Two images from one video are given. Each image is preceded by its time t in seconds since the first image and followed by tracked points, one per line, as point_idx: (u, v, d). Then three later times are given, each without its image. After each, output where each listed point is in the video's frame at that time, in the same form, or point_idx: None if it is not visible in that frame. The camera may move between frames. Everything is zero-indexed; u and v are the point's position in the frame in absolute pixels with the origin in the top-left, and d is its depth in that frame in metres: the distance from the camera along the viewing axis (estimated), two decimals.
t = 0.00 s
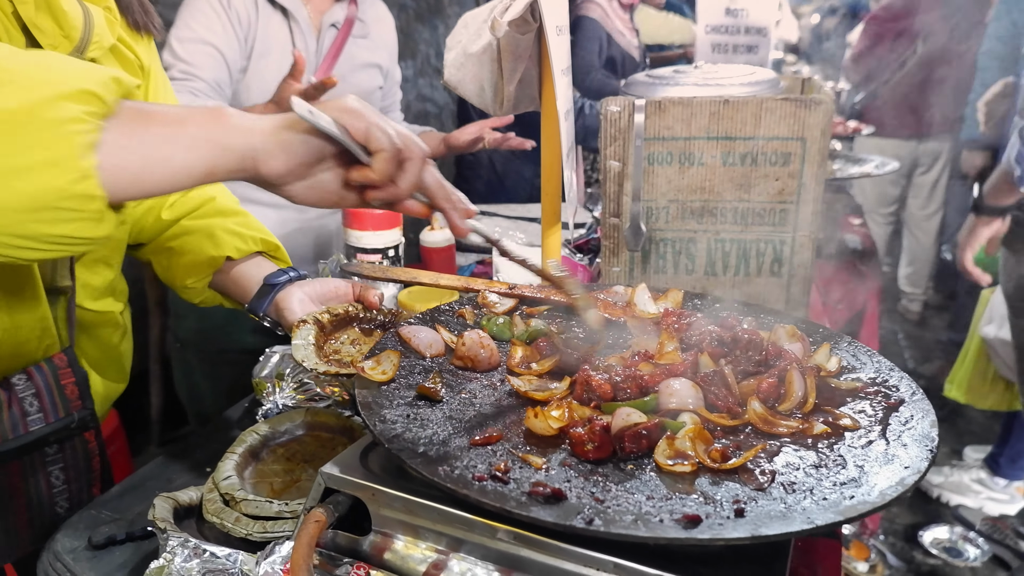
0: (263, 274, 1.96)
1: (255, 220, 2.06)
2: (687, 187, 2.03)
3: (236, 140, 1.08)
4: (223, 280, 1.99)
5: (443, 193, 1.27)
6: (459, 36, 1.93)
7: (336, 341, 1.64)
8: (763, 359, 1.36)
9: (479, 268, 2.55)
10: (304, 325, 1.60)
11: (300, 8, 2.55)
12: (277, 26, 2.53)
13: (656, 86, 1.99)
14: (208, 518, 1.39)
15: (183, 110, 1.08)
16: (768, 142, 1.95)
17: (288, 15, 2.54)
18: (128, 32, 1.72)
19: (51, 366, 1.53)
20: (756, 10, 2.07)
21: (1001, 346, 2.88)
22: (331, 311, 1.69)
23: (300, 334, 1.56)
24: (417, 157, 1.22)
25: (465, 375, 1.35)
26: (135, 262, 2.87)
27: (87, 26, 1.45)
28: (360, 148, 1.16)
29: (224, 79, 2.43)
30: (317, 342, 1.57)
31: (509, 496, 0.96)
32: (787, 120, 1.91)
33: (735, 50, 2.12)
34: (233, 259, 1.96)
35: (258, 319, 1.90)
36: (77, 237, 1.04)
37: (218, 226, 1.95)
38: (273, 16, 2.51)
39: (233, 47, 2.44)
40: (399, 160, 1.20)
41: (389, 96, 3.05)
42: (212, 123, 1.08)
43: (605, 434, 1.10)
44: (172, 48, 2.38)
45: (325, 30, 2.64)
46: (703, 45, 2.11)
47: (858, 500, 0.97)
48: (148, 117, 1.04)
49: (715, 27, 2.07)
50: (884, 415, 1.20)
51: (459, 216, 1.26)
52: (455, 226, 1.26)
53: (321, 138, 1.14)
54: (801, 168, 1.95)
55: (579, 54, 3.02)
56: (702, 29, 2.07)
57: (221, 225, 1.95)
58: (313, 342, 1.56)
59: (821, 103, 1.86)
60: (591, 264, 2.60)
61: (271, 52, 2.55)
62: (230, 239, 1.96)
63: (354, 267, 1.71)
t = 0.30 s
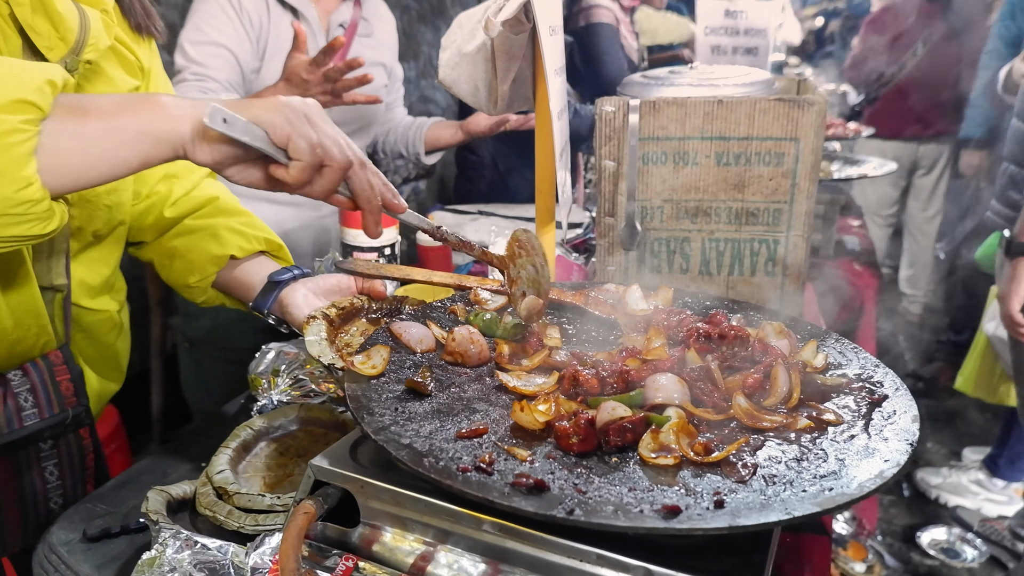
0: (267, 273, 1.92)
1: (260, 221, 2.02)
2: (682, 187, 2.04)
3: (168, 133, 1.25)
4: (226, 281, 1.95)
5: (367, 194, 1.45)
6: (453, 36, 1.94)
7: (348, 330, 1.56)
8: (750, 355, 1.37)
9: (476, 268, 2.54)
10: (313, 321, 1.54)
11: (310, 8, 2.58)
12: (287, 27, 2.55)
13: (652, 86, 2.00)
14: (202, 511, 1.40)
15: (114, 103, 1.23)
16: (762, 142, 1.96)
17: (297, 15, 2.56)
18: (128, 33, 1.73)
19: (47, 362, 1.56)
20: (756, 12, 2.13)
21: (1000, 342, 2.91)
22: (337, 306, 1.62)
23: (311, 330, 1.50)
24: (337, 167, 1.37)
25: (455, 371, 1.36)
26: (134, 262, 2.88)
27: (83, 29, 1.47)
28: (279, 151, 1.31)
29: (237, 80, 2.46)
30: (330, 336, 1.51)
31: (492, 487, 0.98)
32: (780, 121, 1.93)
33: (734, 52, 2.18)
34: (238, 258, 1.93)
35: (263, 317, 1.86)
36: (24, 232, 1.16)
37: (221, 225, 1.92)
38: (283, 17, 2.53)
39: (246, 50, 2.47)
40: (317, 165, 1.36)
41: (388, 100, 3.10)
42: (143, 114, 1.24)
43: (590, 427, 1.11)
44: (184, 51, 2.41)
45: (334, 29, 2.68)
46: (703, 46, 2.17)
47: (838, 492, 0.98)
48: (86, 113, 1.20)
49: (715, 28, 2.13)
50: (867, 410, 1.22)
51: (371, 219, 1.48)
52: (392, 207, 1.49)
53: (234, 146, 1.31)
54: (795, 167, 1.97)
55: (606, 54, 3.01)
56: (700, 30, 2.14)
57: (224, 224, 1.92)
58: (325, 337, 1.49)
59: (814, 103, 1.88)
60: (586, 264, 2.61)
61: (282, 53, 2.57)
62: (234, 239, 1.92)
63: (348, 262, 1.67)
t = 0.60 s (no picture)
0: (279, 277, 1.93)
1: (269, 226, 2.03)
2: (682, 187, 2.05)
3: (136, 128, 1.26)
4: (237, 285, 1.96)
5: (327, 191, 1.50)
6: (453, 37, 1.94)
7: (361, 330, 1.51)
8: (746, 355, 1.37)
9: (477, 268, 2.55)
10: (328, 318, 1.47)
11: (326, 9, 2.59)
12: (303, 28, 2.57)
13: (651, 88, 2.02)
14: (201, 506, 1.41)
15: (83, 98, 1.25)
16: (762, 143, 1.96)
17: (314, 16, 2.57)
18: (131, 36, 1.75)
19: (41, 363, 1.56)
20: (759, 13, 2.13)
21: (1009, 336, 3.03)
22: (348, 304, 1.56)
23: (324, 327, 1.43)
24: (300, 163, 1.38)
25: (451, 369, 1.37)
26: (137, 262, 2.89)
27: (76, 31, 1.47)
28: (244, 148, 1.32)
29: (255, 81, 2.47)
30: (344, 335, 1.44)
31: (484, 483, 0.99)
32: (780, 122, 1.93)
33: (737, 54, 2.19)
34: (248, 262, 1.93)
35: (273, 320, 1.88)
36: None
37: (231, 229, 1.93)
38: (300, 19, 2.55)
39: (263, 52, 2.48)
40: (281, 162, 1.36)
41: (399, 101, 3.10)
42: (113, 110, 1.25)
43: (583, 425, 1.12)
44: (202, 53, 2.41)
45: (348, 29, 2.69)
46: (707, 48, 2.18)
47: (830, 491, 0.98)
48: (56, 108, 1.21)
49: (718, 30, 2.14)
50: (862, 410, 1.22)
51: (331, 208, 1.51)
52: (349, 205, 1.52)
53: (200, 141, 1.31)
54: (794, 169, 1.97)
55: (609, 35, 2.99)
56: (703, 33, 2.16)
57: (235, 227, 1.93)
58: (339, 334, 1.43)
59: (814, 104, 1.88)
60: (587, 265, 2.62)
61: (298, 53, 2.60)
62: (244, 243, 1.93)
63: (348, 262, 1.67)
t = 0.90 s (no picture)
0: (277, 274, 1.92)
1: (266, 223, 2.02)
2: (681, 186, 2.04)
3: (90, 110, 1.22)
4: (234, 282, 1.94)
5: (280, 177, 1.41)
6: (452, 35, 1.93)
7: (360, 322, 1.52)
8: (745, 353, 1.36)
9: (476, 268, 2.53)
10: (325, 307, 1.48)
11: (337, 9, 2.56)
12: (315, 28, 2.55)
13: (651, 86, 2.02)
14: (196, 506, 1.40)
15: (31, 81, 1.20)
16: (762, 142, 1.96)
17: (326, 17, 2.55)
18: (124, 32, 1.74)
19: (31, 363, 1.55)
20: (760, 14, 2.12)
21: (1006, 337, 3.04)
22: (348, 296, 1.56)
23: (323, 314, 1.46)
24: (250, 148, 1.34)
25: (448, 367, 1.36)
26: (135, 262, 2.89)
27: (63, 26, 1.46)
28: (196, 131, 1.28)
29: (266, 81, 2.44)
30: (341, 322, 1.48)
31: (479, 482, 0.97)
32: (781, 120, 1.92)
33: (738, 54, 2.17)
34: (246, 258, 1.92)
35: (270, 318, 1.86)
36: None
37: (228, 226, 1.91)
38: (312, 19, 2.53)
39: (275, 54, 2.47)
40: (232, 146, 1.33)
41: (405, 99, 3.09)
42: (66, 90, 1.21)
43: (579, 423, 1.11)
44: (214, 51, 2.39)
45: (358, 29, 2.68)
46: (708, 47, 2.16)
47: (829, 489, 0.98)
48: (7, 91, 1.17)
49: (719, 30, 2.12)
50: (862, 408, 1.21)
51: (282, 193, 1.43)
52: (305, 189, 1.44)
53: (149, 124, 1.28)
54: (794, 167, 1.96)
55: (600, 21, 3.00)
56: (704, 33, 2.15)
57: (233, 225, 1.92)
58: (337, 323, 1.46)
59: (815, 102, 1.87)
60: (586, 264, 2.61)
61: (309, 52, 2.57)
62: (242, 240, 1.92)
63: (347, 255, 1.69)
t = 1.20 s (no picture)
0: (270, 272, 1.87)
1: (257, 219, 1.98)
2: (681, 186, 2.00)
3: (131, 134, 1.20)
4: (225, 281, 1.90)
5: (329, 203, 1.37)
6: (449, 29, 1.88)
7: (352, 325, 1.49)
8: (750, 359, 1.32)
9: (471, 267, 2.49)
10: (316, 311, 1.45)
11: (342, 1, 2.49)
12: (320, 22, 2.48)
13: (650, 85, 1.97)
14: (183, 516, 1.36)
15: (75, 103, 1.19)
16: (763, 142, 1.92)
17: (331, 11, 2.49)
18: (110, 23, 1.69)
19: (7, 366, 1.50)
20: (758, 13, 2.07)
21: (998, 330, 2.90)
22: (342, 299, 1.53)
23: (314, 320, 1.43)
24: (298, 172, 1.31)
25: (444, 372, 1.32)
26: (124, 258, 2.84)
27: (47, 17, 1.40)
28: (240, 155, 1.25)
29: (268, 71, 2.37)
30: (333, 328, 1.44)
31: (479, 497, 0.93)
32: (782, 120, 1.88)
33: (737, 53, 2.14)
34: (236, 256, 1.88)
35: (263, 317, 1.81)
36: None
37: (218, 222, 1.87)
38: (317, 13, 2.46)
39: (279, 43, 2.38)
40: (279, 169, 1.29)
41: (413, 100, 3.21)
42: (109, 114, 1.19)
43: (582, 433, 1.07)
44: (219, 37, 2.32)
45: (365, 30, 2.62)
46: (706, 46, 2.12)
47: (842, 503, 0.94)
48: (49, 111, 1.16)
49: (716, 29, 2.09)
50: (871, 418, 1.18)
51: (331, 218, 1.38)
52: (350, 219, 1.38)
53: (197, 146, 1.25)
54: (795, 168, 1.92)
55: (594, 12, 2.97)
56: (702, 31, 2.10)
57: (223, 221, 1.87)
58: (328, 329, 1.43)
59: (817, 103, 1.83)
60: (583, 263, 2.57)
61: (312, 47, 2.50)
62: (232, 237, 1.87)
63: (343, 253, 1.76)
